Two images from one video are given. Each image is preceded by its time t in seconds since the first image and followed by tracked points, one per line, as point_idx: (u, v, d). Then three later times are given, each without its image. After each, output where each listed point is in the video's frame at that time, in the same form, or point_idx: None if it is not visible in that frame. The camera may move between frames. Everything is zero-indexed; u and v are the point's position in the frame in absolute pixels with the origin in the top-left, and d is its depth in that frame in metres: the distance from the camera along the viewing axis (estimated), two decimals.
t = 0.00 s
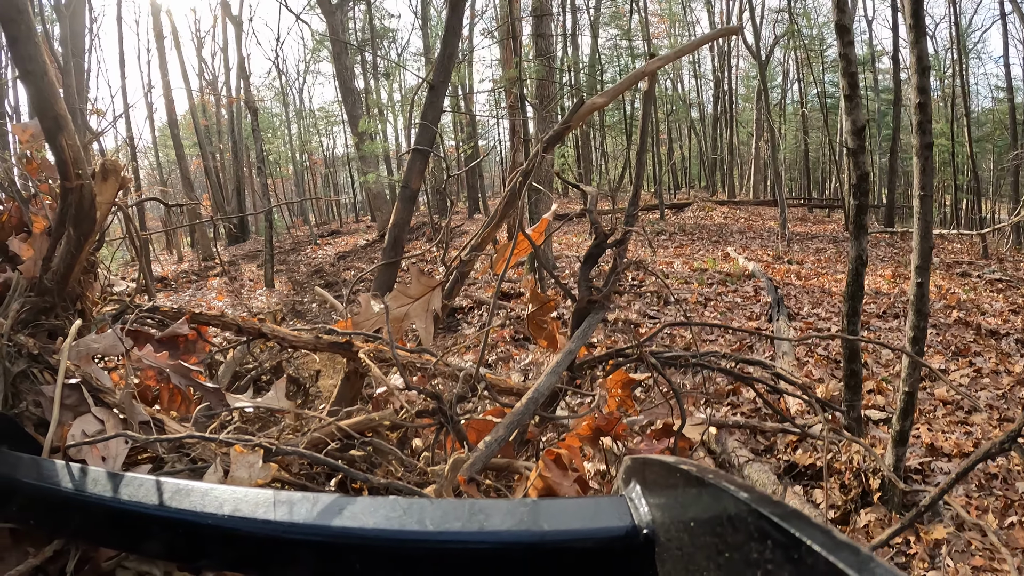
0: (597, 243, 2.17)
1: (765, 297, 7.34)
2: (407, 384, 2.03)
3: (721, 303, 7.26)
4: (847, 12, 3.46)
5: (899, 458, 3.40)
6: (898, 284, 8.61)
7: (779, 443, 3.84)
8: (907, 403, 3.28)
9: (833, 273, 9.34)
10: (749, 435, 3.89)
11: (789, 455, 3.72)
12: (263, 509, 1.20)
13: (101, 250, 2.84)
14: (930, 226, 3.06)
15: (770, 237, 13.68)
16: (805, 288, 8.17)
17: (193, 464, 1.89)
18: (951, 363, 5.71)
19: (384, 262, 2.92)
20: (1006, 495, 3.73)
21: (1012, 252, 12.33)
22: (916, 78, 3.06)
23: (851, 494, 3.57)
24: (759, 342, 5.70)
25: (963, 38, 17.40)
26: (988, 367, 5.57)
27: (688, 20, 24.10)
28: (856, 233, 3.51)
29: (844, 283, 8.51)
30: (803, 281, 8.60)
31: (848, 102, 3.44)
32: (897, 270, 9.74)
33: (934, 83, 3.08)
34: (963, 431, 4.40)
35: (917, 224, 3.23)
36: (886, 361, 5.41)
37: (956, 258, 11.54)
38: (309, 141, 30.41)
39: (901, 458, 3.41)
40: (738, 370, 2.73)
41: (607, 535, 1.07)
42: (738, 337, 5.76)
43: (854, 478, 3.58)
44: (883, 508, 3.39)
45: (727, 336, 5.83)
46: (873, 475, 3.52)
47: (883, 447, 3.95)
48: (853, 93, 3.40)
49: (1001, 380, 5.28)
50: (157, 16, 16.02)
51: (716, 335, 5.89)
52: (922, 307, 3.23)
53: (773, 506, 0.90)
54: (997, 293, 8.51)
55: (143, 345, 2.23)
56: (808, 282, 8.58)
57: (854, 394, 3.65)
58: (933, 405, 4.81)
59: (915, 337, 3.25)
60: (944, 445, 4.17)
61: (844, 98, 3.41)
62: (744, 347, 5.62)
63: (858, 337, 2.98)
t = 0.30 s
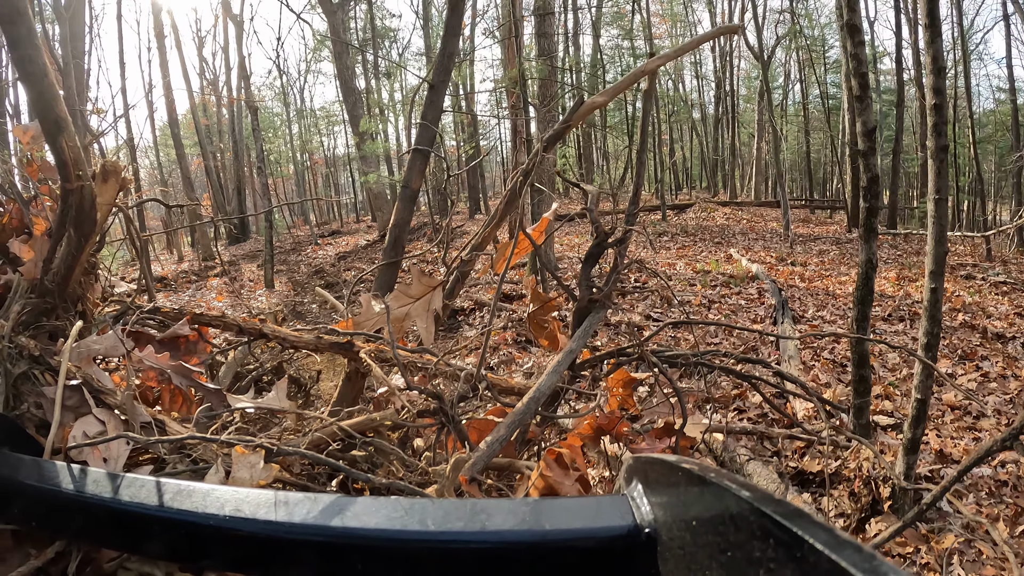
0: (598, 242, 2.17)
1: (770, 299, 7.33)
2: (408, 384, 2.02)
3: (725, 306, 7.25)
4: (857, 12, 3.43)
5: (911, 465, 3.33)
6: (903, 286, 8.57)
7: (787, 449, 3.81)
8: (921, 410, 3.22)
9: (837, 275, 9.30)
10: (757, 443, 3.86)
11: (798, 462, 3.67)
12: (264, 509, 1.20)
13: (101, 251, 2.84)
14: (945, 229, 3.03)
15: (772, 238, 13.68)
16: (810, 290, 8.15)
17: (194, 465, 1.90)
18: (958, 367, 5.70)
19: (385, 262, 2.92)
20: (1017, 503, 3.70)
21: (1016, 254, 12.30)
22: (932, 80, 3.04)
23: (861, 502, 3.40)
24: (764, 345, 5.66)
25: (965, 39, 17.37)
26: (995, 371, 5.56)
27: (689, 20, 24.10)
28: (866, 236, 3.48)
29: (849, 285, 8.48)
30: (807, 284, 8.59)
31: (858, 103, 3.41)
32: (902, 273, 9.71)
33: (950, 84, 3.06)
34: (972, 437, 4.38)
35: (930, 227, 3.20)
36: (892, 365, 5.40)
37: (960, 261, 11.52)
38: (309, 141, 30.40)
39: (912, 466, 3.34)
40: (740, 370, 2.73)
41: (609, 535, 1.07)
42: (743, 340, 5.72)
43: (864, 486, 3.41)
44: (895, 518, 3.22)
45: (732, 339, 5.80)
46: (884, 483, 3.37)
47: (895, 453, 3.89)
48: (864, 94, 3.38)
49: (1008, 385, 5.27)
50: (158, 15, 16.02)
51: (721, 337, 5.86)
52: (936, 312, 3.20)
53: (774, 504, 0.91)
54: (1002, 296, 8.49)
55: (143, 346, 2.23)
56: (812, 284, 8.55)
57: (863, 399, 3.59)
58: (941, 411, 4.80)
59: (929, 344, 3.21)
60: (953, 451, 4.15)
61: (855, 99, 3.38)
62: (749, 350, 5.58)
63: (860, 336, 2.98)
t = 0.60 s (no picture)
0: (597, 241, 2.17)
1: (775, 302, 7.31)
2: (408, 385, 2.02)
3: (730, 308, 7.21)
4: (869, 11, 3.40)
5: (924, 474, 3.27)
6: (908, 290, 8.55)
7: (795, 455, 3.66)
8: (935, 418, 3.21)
9: (842, 278, 9.27)
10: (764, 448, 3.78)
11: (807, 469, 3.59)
12: (265, 509, 1.20)
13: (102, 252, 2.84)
14: (963, 235, 3.00)
15: (776, 239, 13.66)
16: (815, 293, 8.14)
17: (195, 466, 1.90)
18: (967, 372, 5.68)
19: (385, 262, 2.92)
20: None
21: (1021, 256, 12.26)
22: (951, 82, 3.01)
23: (873, 512, 3.24)
24: (770, 348, 5.62)
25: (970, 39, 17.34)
26: (1003, 377, 5.54)
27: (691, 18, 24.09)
28: (880, 240, 3.44)
29: (855, 288, 8.44)
30: (812, 286, 8.58)
31: (870, 104, 3.39)
32: (907, 276, 9.69)
33: (969, 86, 3.04)
34: (982, 443, 4.37)
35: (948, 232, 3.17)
36: (900, 370, 5.38)
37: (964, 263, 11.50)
38: (310, 141, 30.37)
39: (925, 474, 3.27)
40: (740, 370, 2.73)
41: (609, 534, 1.07)
42: (749, 344, 5.68)
43: (876, 495, 3.24)
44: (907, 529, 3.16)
45: (737, 342, 5.75)
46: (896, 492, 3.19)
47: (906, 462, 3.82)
48: (877, 95, 3.35)
49: (1017, 390, 5.25)
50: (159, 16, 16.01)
51: (726, 340, 5.82)
52: (951, 318, 3.17)
53: (776, 504, 0.91)
54: (1008, 299, 8.48)
55: (144, 347, 2.22)
56: (817, 287, 8.51)
57: (874, 406, 3.60)
58: (950, 417, 4.79)
59: (944, 352, 3.18)
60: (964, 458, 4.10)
61: (868, 101, 3.36)
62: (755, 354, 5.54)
63: (859, 334, 2.99)
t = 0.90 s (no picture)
0: (596, 239, 2.16)
1: (781, 305, 7.26)
2: (407, 385, 2.02)
3: (736, 311, 7.13)
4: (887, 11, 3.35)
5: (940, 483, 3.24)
6: (915, 293, 8.52)
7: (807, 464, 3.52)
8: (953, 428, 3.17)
9: (849, 281, 9.22)
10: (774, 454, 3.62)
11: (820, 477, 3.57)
12: (264, 510, 1.20)
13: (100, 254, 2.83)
14: (986, 241, 3.00)
15: (780, 241, 13.65)
16: (821, 295, 8.11)
17: (194, 467, 1.90)
18: (977, 378, 5.66)
19: (383, 262, 2.92)
20: None
21: None
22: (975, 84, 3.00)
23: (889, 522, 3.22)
24: (778, 352, 5.58)
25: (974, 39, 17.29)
26: (1013, 381, 5.51)
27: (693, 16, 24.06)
28: (896, 243, 3.41)
29: (861, 291, 8.39)
30: (818, 289, 8.55)
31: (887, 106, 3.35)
32: (913, 278, 9.65)
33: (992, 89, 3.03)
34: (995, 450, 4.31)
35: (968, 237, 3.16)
36: (909, 374, 5.35)
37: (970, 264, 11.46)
38: (311, 142, 30.32)
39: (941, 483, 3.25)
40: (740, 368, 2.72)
41: (609, 533, 1.07)
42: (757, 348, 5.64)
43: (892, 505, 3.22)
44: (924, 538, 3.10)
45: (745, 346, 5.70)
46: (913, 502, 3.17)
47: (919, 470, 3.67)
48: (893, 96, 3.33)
49: None
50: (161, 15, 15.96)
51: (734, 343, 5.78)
52: (971, 324, 3.14)
53: (775, 501, 0.91)
54: (1016, 302, 8.44)
55: (142, 348, 2.22)
56: (823, 290, 8.47)
57: (887, 413, 3.50)
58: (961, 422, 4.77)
59: (964, 360, 3.14)
60: (977, 465, 4.00)
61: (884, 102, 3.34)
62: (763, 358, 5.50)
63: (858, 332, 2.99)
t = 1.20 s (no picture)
0: (593, 239, 2.16)
1: (789, 307, 7.18)
2: (404, 384, 2.01)
3: (744, 314, 7.01)
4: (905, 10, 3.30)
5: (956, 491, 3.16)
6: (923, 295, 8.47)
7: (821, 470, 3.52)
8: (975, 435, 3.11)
9: (856, 283, 9.15)
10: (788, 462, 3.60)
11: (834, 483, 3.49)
12: (263, 510, 1.20)
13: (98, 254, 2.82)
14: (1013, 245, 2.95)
15: (785, 243, 13.62)
16: (828, 297, 8.05)
17: (192, 468, 1.90)
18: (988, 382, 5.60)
19: (380, 262, 2.91)
20: None
21: None
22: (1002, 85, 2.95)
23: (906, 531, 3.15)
24: (788, 356, 5.53)
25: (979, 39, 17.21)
26: None
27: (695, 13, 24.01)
28: (915, 247, 3.36)
29: (869, 294, 8.32)
30: (825, 291, 8.50)
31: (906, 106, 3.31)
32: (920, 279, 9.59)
33: (1019, 89, 2.98)
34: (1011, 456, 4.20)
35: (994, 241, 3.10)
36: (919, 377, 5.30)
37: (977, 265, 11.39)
38: (313, 142, 30.25)
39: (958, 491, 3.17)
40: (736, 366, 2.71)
41: (607, 532, 1.07)
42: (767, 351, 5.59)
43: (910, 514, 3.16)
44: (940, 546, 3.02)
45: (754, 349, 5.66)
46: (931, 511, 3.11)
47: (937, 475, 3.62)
48: (912, 96, 3.28)
49: None
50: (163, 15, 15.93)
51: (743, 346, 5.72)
52: (995, 331, 3.09)
53: (774, 500, 0.90)
54: None
55: (139, 349, 2.22)
56: (830, 292, 8.42)
57: (902, 419, 3.44)
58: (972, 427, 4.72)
59: (987, 366, 3.08)
60: (993, 472, 3.90)
61: (903, 101, 3.29)
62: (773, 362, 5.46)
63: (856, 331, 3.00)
